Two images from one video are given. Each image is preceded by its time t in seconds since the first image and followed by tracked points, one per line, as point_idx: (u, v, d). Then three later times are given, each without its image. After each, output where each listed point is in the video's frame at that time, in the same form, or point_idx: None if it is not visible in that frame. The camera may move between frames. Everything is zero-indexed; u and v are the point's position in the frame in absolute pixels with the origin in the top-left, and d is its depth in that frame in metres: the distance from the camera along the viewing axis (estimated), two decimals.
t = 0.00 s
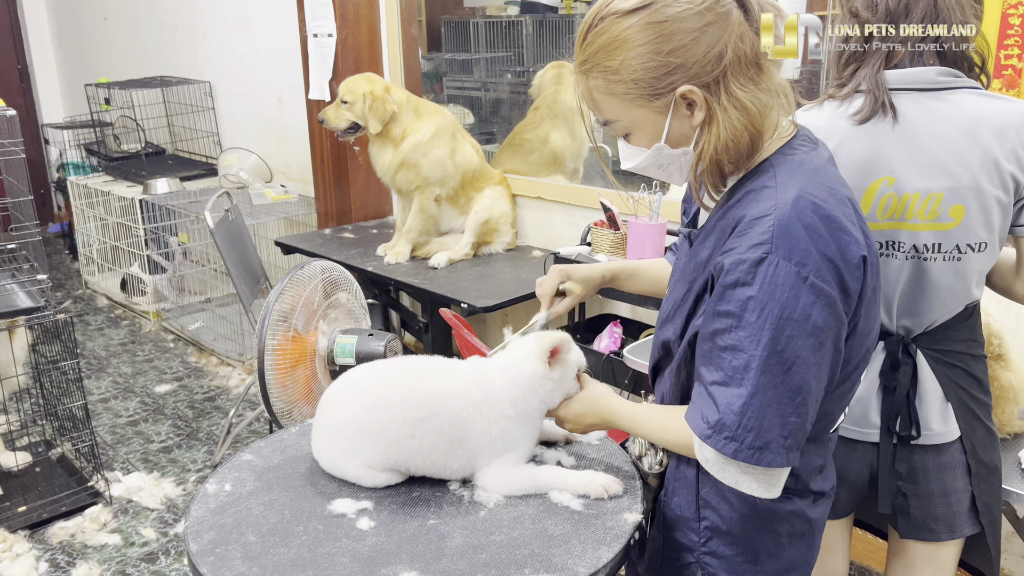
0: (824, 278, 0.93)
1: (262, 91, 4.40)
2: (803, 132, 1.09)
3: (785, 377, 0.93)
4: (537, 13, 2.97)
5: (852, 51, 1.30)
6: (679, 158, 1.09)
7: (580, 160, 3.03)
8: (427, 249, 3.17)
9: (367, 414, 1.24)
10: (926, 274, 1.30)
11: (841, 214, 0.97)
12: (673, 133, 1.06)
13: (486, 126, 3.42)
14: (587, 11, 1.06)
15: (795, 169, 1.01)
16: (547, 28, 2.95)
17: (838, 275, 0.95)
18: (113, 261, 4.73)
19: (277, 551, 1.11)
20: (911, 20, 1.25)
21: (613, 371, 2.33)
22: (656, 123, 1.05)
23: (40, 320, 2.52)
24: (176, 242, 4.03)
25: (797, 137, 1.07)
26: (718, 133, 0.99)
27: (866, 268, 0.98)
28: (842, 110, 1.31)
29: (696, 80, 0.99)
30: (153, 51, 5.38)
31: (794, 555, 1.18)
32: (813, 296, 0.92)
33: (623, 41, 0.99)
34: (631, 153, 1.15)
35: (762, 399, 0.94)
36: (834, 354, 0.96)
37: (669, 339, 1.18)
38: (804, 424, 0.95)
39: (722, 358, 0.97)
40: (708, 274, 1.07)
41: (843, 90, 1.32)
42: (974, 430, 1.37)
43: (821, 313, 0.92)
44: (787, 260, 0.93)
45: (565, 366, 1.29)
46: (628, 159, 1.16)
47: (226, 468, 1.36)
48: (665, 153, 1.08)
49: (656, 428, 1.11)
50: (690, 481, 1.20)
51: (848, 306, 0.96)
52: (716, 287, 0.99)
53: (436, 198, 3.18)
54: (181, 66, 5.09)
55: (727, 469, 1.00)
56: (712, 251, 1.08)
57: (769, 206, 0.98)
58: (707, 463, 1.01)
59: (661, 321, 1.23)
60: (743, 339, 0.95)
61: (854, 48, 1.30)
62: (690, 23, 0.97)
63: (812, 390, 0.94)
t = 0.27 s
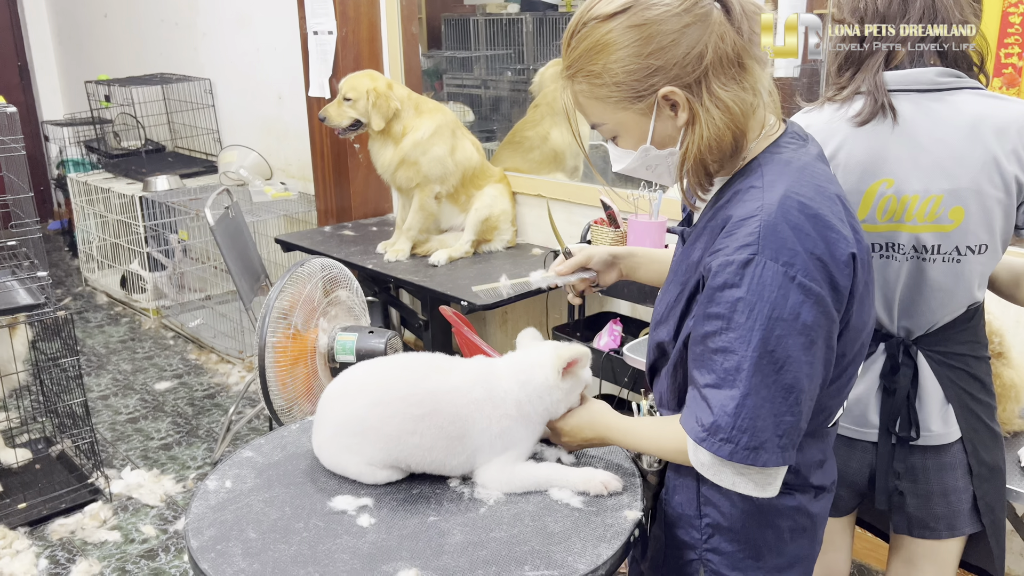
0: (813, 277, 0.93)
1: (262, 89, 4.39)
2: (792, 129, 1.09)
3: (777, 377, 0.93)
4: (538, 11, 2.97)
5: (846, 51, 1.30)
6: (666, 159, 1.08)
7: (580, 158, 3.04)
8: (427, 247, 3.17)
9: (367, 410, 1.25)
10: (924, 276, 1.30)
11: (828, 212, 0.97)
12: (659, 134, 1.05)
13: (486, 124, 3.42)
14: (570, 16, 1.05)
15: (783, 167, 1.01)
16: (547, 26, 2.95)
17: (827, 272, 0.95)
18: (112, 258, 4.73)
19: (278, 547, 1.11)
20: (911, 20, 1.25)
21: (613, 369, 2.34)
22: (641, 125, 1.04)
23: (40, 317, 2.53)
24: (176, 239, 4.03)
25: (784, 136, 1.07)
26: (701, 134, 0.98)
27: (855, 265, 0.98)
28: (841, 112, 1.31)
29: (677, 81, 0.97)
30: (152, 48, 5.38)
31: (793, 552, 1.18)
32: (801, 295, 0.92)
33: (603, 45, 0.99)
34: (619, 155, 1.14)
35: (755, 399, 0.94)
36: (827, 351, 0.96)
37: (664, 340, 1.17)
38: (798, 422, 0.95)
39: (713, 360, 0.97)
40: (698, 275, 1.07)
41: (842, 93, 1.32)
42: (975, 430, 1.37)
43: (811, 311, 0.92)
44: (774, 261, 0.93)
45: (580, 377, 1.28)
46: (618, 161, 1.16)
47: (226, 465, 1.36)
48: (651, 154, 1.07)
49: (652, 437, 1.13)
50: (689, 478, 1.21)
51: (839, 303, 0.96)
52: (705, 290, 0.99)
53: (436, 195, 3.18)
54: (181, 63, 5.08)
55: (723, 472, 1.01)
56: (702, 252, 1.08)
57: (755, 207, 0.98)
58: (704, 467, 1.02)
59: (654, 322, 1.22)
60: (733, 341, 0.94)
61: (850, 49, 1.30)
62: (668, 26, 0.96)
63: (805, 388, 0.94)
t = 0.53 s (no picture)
0: (801, 284, 0.93)
1: (262, 89, 4.40)
2: (781, 133, 1.09)
3: (766, 383, 0.94)
4: (537, 11, 2.97)
5: (848, 52, 1.31)
6: (655, 164, 1.09)
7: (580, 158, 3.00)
8: (427, 247, 3.18)
9: (366, 413, 1.25)
10: (929, 276, 1.30)
11: (816, 218, 0.97)
12: (647, 140, 1.05)
13: (486, 123, 3.42)
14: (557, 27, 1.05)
15: (771, 173, 1.01)
16: (547, 25, 2.95)
17: (815, 279, 0.95)
18: (113, 258, 4.74)
19: (278, 548, 1.11)
20: (912, 21, 1.25)
21: (612, 369, 2.34)
22: (629, 132, 1.04)
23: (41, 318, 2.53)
24: (177, 239, 4.04)
25: (773, 141, 1.07)
26: (686, 141, 0.98)
27: (843, 270, 0.98)
28: (846, 113, 1.31)
29: (663, 88, 0.97)
30: (152, 48, 5.38)
31: (789, 550, 1.19)
32: (789, 302, 0.92)
33: (589, 54, 0.99)
34: (610, 162, 1.15)
35: (743, 405, 0.95)
36: (815, 356, 0.96)
37: (657, 344, 1.18)
38: (787, 427, 0.96)
39: (703, 367, 0.97)
40: (688, 281, 1.07)
41: (846, 94, 1.32)
42: (976, 431, 1.38)
43: (799, 318, 0.93)
44: (761, 268, 0.93)
45: (585, 383, 1.28)
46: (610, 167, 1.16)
47: (227, 466, 1.36)
48: (642, 161, 1.08)
49: (652, 442, 1.13)
50: (683, 477, 1.21)
51: (827, 309, 0.96)
52: (694, 297, 0.99)
53: (435, 196, 3.18)
54: (181, 63, 5.09)
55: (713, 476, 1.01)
56: (693, 258, 1.08)
57: (744, 214, 0.98)
58: (697, 472, 1.02)
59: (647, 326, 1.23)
60: (722, 348, 0.95)
61: (852, 49, 1.31)
62: (651, 36, 0.96)
63: (794, 393, 0.94)
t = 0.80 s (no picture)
0: (799, 284, 0.94)
1: (262, 90, 4.40)
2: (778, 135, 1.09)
3: (765, 383, 0.94)
4: (537, 12, 2.98)
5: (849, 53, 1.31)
6: (652, 167, 1.09)
7: (580, 159, 2.99)
8: (427, 249, 3.18)
9: (365, 422, 1.25)
10: (932, 279, 1.30)
11: (814, 219, 0.98)
12: (644, 143, 1.05)
13: (485, 125, 3.43)
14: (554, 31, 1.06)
15: (769, 175, 1.02)
16: (546, 26, 2.95)
17: (813, 279, 0.95)
18: (113, 260, 4.74)
19: (279, 551, 1.12)
20: (913, 21, 1.26)
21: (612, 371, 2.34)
22: (626, 134, 1.04)
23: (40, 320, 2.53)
24: (176, 241, 4.04)
25: (770, 143, 1.07)
26: (682, 141, 0.98)
27: (841, 271, 0.98)
28: (849, 115, 1.31)
29: (659, 90, 0.98)
30: (152, 50, 5.38)
31: (785, 552, 1.19)
32: (788, 302, 0.93)
33: (585, 56, 1.00)
34: (607, 165, 1.15)
35: (743, 405, 0.95)
36: (813, 357, 0.97)
37: (656, 344, 1.18)
38: (786, 427, 0.96)
39: (702, 367, 0.98)
40: (687, 281, 1.08)
41: (847, 99, 1.32)
42: (976, 433, 1.38)
43: (798, 318, 0.93)
44: (761, 268, 0.94)
45: (581, 382, 1.29)
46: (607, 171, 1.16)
47: (227, 469, 1.36)
48: (638, 162, 1.08)
49: (652, 445, 1.13)
50: (680, 479, 1.21)
51: (825, 310, 0.97)
52: (693, 297, 0.99)
53: (435, 197, 3.19)
54: (181, 65, 5.09)
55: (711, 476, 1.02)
56: (691, 259, 1.08)
57: (742, 215, 0.98)
58: (696, 473, 1.03)
59: (646, 327, 1.23)
60: (721, 348, 0.95)
61: (853, 51, 1.31)
62: (647, 38, 0.96)
63: (792, 393, 0.95)
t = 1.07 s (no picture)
0: (790, 295, 0.93)
1: (261, 94, 4.41)
2: (771, 142, 1.09)
3: (757, 394, 0.94)
4: (536, 15, 2.98)
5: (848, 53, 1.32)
6: (643, 174, 1.09)
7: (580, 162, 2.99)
8: (427, 252, 3.19)
9: (366, 422, 1.25)
10: (928, 282, 1.31)
11: (805, 228, 0.97)
12: (634, 151, 1.05)
13: (485, 128, 3.44)
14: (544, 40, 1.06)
15: (760, 184, 1.01)
16: (545, 29, 2.96)
17: (805, 289, 0.95)
18: (112, 264, 4.74)
19: (281, 555, 1.12)
20: (913, 21, 1.26)
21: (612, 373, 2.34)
22: (615, 142, 1.05)
23: (40, 324, 2.53)
24: (176, 245, 4.05)
25: (762, 152, 1.07)
26: (670, 150, 0.98)
27: (834, 280, 0.98)
28: (847, 118, 1.31)
29: (647, 98, 0.98)
30: (151, 53, 5.39)
31: (785, 554, 1.19)
32: (779, 313, 0.92)
33: (574, 66, 1.00)
34: (601, 172, 1.15)
35: (735, 416, 0.95)
36: (806, 366, 0.96)
37: (652, 352, 1.18)
38: (779, 436, 0.96)
39: (694, 378, 0.98)
40: (680, 291, 1.07)
41: (845, 101, 1.33)
42: (977, 436, 1.39)
43: (789, 329, 0.93)
44: (750, 280, 0.93)
45: (584, 387, 1.29)
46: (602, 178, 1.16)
47: (228, 472, 1.37)
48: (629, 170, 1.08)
49: (653, 452, 1.13)
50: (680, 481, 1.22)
51: (818, 319, 0.96)
52: (685, 308, 0.99)
53: (434, 200, 3.20)
54: (181, 68, 5.10)
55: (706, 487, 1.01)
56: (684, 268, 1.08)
57: (733, 225, 0.98)
58: (690, 482, 1.02)
59: (643, 335, 1.23)
60: (713, 359, 0.95)
61: (852, 52, 1.31)
62: (634, 45, 0.97)
63: (785, 403, 0.94)
